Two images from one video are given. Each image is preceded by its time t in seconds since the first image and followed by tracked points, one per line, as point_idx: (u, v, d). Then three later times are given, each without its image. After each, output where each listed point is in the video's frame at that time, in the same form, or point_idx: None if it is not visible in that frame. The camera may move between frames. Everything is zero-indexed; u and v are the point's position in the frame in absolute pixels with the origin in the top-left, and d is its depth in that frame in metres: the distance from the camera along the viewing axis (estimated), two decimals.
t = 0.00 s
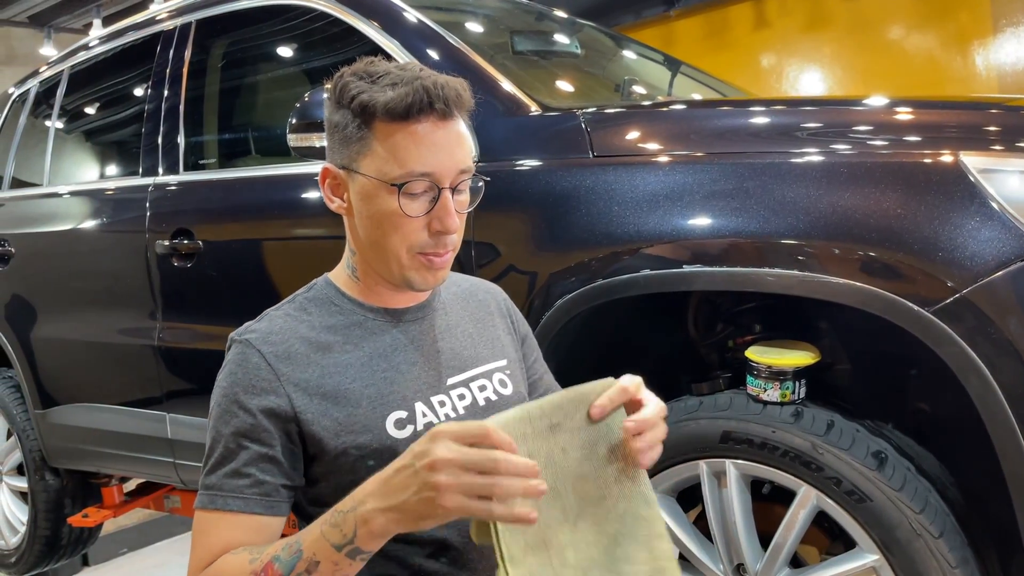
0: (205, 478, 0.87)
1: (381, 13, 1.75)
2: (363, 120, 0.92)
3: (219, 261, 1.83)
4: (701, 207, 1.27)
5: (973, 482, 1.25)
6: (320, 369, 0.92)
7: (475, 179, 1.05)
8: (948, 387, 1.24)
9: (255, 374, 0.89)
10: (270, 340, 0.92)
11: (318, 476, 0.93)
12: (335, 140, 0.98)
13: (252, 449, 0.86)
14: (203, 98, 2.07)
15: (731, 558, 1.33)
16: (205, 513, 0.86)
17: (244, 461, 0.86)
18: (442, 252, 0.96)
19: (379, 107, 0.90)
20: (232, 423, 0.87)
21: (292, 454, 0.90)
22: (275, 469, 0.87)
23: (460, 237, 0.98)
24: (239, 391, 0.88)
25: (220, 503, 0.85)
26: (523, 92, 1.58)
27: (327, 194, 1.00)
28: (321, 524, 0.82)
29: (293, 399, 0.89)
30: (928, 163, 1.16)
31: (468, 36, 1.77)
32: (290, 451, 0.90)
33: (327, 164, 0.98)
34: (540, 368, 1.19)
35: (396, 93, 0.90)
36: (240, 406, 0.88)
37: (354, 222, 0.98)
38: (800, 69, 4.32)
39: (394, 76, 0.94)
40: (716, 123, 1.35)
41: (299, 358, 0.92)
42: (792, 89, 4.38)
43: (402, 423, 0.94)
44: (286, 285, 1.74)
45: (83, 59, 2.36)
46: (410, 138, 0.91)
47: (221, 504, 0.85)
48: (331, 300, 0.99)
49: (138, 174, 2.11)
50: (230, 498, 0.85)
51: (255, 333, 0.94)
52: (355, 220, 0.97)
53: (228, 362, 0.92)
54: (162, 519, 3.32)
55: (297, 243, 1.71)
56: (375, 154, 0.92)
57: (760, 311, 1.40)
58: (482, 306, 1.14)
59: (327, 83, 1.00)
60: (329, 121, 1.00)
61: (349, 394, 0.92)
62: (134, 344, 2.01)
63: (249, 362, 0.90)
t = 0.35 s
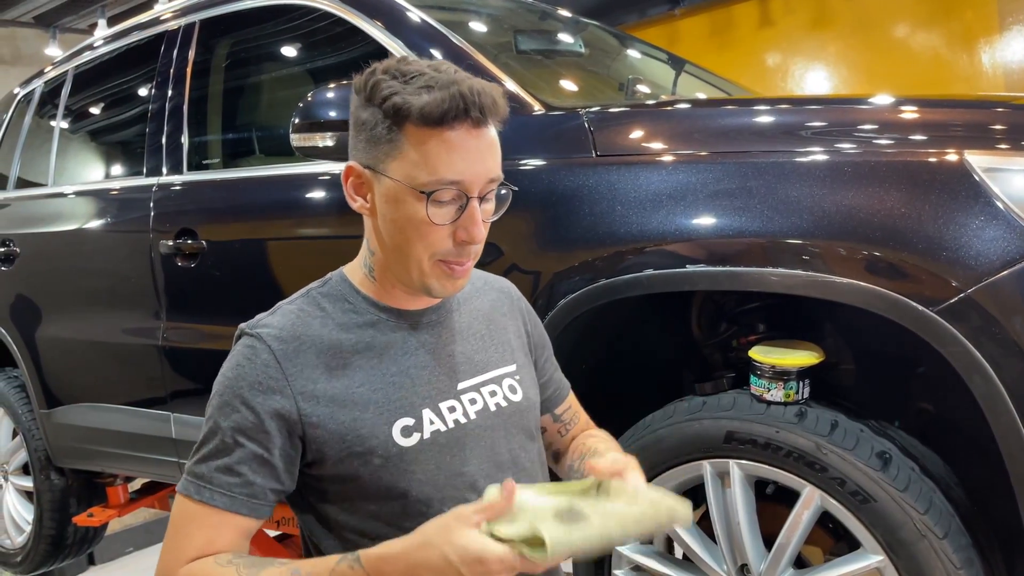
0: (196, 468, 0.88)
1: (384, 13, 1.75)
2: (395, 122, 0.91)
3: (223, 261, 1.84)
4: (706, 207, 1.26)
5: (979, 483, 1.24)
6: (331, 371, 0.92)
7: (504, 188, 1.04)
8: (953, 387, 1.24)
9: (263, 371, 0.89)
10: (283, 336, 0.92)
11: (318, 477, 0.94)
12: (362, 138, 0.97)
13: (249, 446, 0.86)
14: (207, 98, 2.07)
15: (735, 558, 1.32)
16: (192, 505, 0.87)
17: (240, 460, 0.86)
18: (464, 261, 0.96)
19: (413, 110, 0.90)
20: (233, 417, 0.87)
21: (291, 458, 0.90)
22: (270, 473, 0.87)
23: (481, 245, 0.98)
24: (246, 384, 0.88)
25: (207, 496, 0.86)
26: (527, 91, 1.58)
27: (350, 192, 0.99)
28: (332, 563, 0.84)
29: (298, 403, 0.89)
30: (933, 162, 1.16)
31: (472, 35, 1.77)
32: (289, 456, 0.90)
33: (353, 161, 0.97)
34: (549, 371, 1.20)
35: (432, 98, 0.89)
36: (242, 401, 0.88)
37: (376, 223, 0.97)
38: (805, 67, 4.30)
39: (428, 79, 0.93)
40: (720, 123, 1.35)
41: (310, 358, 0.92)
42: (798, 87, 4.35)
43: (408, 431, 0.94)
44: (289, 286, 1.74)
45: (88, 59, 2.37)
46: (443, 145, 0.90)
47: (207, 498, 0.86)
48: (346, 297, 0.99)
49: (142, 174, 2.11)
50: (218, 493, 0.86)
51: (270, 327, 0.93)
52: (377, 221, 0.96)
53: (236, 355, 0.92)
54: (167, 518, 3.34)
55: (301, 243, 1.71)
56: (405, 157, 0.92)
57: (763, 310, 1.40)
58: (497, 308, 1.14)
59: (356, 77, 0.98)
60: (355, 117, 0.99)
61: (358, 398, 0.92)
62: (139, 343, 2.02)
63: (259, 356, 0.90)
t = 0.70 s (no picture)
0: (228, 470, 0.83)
1: (390, 13, 1.76)
2: (413, 118, 0.92)
3: (228, 261, 1.84)
4: (712, 208, 1.26)
5: (986, 485, 1.24)
6: (349, 367, 0.93)
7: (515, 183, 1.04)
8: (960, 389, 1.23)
9: (285, 366, 0.89)
10: (299, 335, 0.92)
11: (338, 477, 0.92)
12: (379, 135, 0.97)
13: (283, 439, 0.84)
14: (212, 98, 2.08)
15: (741, 559, 1.32)
16: (226, 508, 0.82)
17: (277, 451, 0.83)
18: (481, 255, 0.95)
19: (433, 105, 0.90)
20: (261, 413, 0.85)
21: (321, 446, 0.88)
22: (307, 460, 0.85)
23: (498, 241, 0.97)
24: (269, 379, 0.87)
25: (248, 494, 0.81)
26: (532, 92, 1.58)
27: (365, 189, 0.99)
28: (363, 495, 0.78)
29: (324, 395, 0.89)
30: (940, 162, 1.15)
31: (477, 35, 1.77)
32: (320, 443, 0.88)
33: (369, 159, 0.97)
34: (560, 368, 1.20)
35: (451, 92, 0.90)
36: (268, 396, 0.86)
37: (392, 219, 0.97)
38: (811, 67, 4.28)
39: (445, 75, 0.94)
40: (726, 123, 1.35)
41: (327, 357, 0.92)
42: (803, 87, 4.33)
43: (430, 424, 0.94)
44: (295, 286, 1.74)
45: (94, 60, 2.38)
46: (462, 139, 0.91)
47: (249, 495, 0.81)
48: (358, 296, 0.99)
49: (148, 174, 2.12)
50: (257, 488, 0.81)
51: (284, 327, 0.93)
52: (394, 217, 0.96)
53: (254, 355, 0.91)
54: (172, 518, 3.35)
55: (306, 243, 1.71)
56: (424, 152, 0.92)
57: (769, 311, 1.40)
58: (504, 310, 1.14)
59: (371, 77, 0.99)
60: (370, 115, 0.99)
61: (378, 393, 0.93)
62: (145, 343, 2.02)
63: (278, 354, 0.90)
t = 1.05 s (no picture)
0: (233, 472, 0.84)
1: (395, 13, 1.76)
2: (401, 113, 0.93)
3: (233, 261, 1.84)
4: (717, 209, 1.26)
5: (993, 488, 1.23)
6: (352, 366, 0.92)
7: (508, 174, 1.06)
8: (967, 391, 1.23)
9: (288, 366, 0.89)
10: (303, 336, 0.92)
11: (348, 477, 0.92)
12: (370, 136, 0.97)
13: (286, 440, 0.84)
14: (218, 98, 2.08)
15: (746, 562, 1.31)
16: (230, 510, 0.82)
17: (280, 452, 0.83)
18: (476, 245, 0.96)
19: (420, 97, 0.91)
20: (264, 415, 0.85)
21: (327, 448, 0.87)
22: (310, 463, 0.84)
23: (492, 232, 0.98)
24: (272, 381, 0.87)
25: (250, 496, 0.81)
26: (538, 93, 1.58)
27: (359, 189, 0.99)
28: (384, 525, 0.78)
29: (329, 394, 0.89)
30: (946, 165, 1.15)
31: (483, 36, 1.77)
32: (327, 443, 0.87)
33: (361, 159, 0.98)
34: (564, 369, 1.20)
35: (438, 83, 0.91)
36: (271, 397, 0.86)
37: (388, 217, 0.98)
38: (816, 69, 4.27)
39: (430, 69, 0.95)
40: (731, 124, 1.35)
41: (330, 357, 0.91)
42: (808, 90, 4.32)
43: (434, 422, 0.94)
44: (301, 286, 1.74)
45: (100, 60, 2.38)
46: (450, 130, 0.92)
47: (252, 497, 0.81)
48: (359, 298, 0.99)
49: (153, 174, 2.12)
50: (260, 491, 0.81)
51: (287, 329, 0.93)
52: (389, 214, 0.97)
53: (256, 358, 0.91)
54: (175, 517, 3.36)
55: (311, 243, 1.71)
56: (414, 146, 0.93)
57: (775, 313, 1.39)
58: (506, 311, 1.15)
59: (358, 80, 0.99)
60: (360, 117, 1.00)
61: (381, 390, 0.92)
62: (150, 342, 2.02)
63: (281, 354, 0.90)
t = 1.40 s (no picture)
0: (243, 481, 0.85)
1: (401, 15, 1.76)
2: (422, 114, 0.93)
3: (238, 261, 1.84)
4: (722, 212, 1.26)
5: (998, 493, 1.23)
6: (364, 370, 0.91)
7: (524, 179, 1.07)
8: (972, 397, 1.23)
9: (300, 374, 0.88)
10: (315, 339, 0.91)
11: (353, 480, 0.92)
12: (387, 135, 0.97)
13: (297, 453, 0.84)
14: (223, 98, 2.08)
15: (749, 566, 1.31)
16: (240, 520, 0.83)
17: (290, 463, 0.84)
18: (491, 250, 0.97)
19: (441, 100, 0.91)
20: (275, 422, 0.85)
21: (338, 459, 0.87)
22: (319, 475, 0.85)
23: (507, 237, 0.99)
24: (283, 388, 0.87)
25: (258, 506, 0.83)
26: (543, 95, 1.58)
27: (374, 188, 0.99)
28: None
29: (343, 399, 0.88)
30: (952, 169, 1.15)
31: (488, 38, 1.77)
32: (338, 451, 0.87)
33: (377, 158, 0.97)
34: (568, 373, 1.20)
35: (460, 88, 0.91)
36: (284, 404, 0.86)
37: (402, 217, 0.97)
38: (820, 73, 4.27)
39: (451, 72, 0.95)
40: (736, 128, 1.35)
41: (342, 361, 0.91)
42: (812, 94, 4.31)
43: (445, 425, 0.94)
44: (304, 286, 1.74)
45: (106, 59, 2.39)
46: (471, 134, 0.92)
47: (261, 508, 0.83)
48: (370, 298, 0.98)
49: (158, 174, 2.12)
50: (270, 502, 0.83)
51: (299, 331, 0.92)
52: (404, 214, 0.96)
53: (267, 361, 0.90)
54: (177, 515, 3.37)
55: (315, 243, 1.71)
56: (433, 148, 0.93)
57: (778, 316, 1.39)
58: (514, 312, 1.15)
59: (377, 78, 0.99)
60: (376, 116, 0.99)
61: (393, 395, 0.92)
62: (154, 342, 2.03)
63: (293, 358, 0.89)
